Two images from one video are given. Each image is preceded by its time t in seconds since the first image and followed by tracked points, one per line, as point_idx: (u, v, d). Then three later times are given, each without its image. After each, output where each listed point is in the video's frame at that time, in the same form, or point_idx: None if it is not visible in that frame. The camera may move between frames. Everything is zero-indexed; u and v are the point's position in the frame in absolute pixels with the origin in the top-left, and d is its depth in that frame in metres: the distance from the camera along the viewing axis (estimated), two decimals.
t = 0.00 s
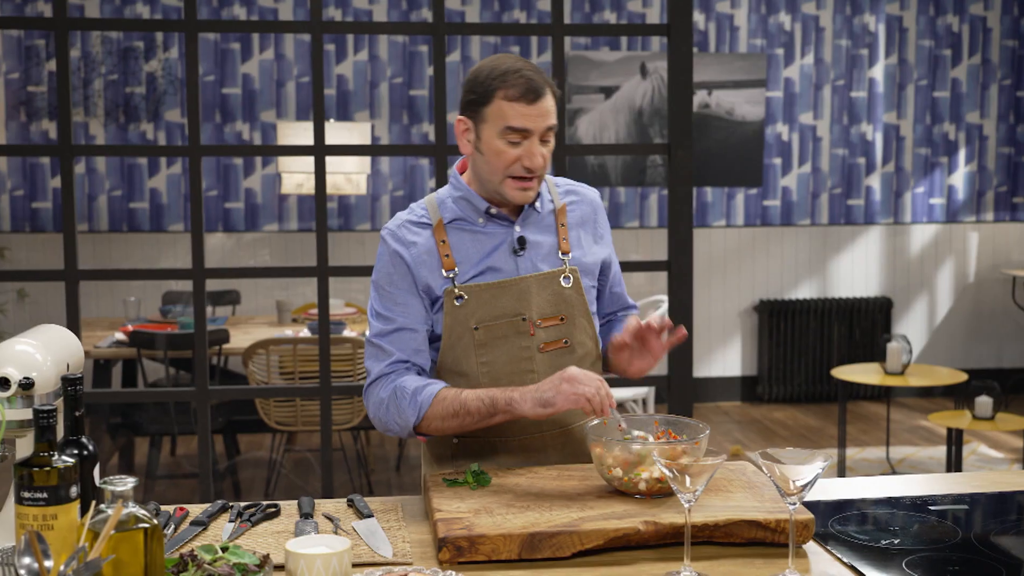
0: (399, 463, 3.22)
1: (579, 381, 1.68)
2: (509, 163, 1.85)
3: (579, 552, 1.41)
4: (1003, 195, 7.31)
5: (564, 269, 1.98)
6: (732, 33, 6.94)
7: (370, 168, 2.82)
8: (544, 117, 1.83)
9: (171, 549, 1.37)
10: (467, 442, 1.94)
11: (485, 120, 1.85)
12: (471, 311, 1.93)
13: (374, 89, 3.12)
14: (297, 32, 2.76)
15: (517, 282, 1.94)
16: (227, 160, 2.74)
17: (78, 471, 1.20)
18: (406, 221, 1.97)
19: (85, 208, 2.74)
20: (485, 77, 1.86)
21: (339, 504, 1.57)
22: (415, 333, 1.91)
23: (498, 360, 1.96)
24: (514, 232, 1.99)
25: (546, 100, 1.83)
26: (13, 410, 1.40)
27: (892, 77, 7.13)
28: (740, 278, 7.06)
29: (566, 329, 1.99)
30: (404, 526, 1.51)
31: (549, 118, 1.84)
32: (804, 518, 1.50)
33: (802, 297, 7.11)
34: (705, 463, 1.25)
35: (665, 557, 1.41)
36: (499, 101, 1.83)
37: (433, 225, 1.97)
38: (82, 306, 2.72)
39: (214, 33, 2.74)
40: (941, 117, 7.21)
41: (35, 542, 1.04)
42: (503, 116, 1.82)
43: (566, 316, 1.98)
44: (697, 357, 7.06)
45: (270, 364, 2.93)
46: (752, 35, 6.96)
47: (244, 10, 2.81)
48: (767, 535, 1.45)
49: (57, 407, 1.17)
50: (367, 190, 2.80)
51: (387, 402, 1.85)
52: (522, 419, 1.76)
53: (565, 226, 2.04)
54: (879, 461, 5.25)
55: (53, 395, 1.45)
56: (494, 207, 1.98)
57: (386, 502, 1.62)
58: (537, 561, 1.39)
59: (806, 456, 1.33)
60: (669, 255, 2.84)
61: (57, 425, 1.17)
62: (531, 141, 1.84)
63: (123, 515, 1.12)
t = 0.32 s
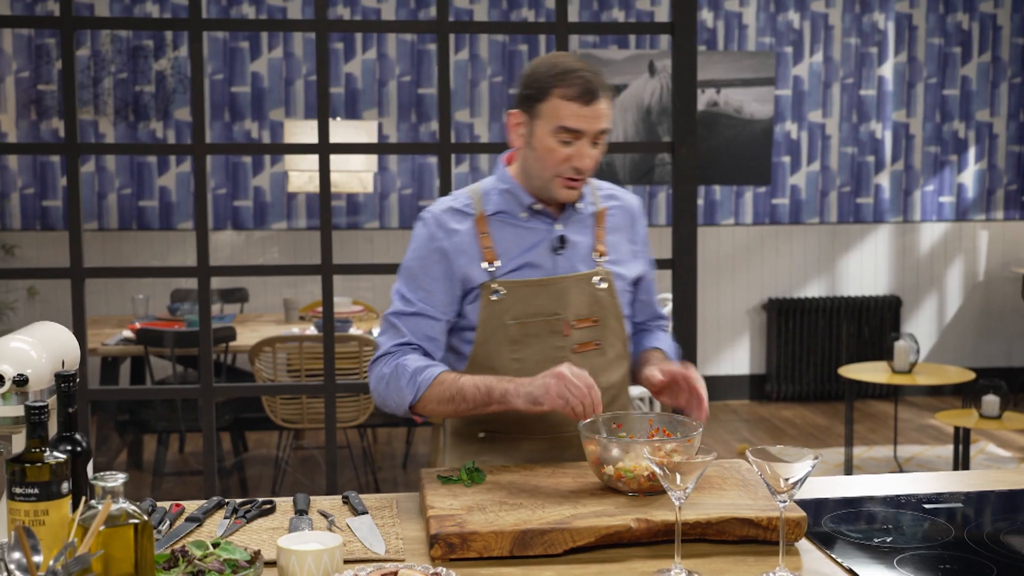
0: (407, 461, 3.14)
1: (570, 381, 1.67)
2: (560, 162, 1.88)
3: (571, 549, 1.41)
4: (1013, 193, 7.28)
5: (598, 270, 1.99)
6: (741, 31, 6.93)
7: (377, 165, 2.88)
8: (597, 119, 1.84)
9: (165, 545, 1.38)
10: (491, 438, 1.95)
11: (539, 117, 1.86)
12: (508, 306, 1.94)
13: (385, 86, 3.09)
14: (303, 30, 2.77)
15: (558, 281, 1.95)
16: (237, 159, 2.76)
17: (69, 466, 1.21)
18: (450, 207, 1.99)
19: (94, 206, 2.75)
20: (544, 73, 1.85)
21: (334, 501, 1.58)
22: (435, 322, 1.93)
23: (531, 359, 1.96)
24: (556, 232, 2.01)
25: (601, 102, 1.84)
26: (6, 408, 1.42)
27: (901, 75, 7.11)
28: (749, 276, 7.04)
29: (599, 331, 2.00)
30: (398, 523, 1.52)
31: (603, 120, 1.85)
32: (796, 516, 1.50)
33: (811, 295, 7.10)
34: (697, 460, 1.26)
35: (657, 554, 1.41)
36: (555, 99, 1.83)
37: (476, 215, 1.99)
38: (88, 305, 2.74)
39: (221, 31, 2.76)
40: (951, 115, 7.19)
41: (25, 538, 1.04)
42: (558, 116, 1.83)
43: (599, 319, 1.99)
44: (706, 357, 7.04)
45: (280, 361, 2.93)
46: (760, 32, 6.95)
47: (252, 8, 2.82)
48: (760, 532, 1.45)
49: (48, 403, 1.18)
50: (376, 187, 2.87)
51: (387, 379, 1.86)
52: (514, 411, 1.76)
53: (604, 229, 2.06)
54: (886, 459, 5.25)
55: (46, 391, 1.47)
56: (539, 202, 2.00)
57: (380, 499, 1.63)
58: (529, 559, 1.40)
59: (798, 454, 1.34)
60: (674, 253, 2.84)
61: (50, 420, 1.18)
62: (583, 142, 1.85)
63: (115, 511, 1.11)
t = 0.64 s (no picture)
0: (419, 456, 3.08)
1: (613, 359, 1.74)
2: (624, 163, 1.88)
3: (569, 545, 1.42)
4: None
5: (655, 272, 2.00)
6: (755, 27, 6.90)
7: (390, 162, 2.85)
8: (666, 125, 1.82)
9: (169, 536, 1.39)
10: (529, 423, 2.00)
11: (607, 117, 1.85)
12: (556, 296, 1.99)
13: (398, 83, 3.00)
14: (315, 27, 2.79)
15: (606, 276, 1.98)
16: (251, 156, 2.80)
17: (68, 460, 1.23)
18: (520, 190, 2.02)
19: (109, 201, 2.78)
20: (618, 74, 1.83)
21: (336, 496, 1.59)
22: (481, 290, 1.94)
23: (574, 350, 2.00)
24: (617, 228, 2.01)
25: (672, 108, 1.81)
26: (9, 402, 1.43)
27: (917, 71, 7.08)
28: (763, 271, 7.01)
29: (647, 332, 2.01)
30: (399, 518, 1.53)
31: (671, 126, 1.82)
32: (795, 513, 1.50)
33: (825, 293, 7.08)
34: (695, 457, 1.26)
35: (655, 550, 1.42)
36: (624, 102, 1.81)
37: (543, 202, 2.02)
38: (98, 300, 2.76)
39: (236, 29, 2.78)
40: (966, 111, 7.15)
41: (22, 530, 1.05)
42: (625, 120, 1.82)
43: (648, 319, 2.00)
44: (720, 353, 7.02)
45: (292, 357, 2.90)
46: (774, 29, 6.92)
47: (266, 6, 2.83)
48: (759, 529, 1.45)
49: (49, 398, 1.20)
50: (387, 182, 2.82)
51: (423, 328, 1.84)
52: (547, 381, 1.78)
53: (670, 230, 2.04)
54: (898, 456, 5.23)
55: (49, 386, 1.48)
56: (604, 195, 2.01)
57: (382, 494, 1.64)
58: (527, 554, 1.41)
59: (796, 450, 1.34)
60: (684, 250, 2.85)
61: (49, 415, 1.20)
62: (647, 147, 1.84)
63: (112, 505, 1.12)
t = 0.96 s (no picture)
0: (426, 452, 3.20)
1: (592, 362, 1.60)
2: (657, 155, 1.87)
3: (564, 541, 1.42)
4: None
5: (693, 274, 1.92)
6: (765, 24, 6.87)
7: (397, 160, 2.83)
8: (701, 117, 1.80)
9: (165, 531, 1.41)
10: (551, 412, 1.98)
11: (644, 109, 1.85)
12: (590, 288, 1.96)
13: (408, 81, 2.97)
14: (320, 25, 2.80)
15: (640, 273, 1.92)
16: (261, 154, 2.81)
17: (63, 456, 1.24)
18: (569, 178, 2.05)
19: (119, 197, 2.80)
20: (657, 67, 1.83)
21: (334, 492, 1.60)
22: (513, 272, 1.98)
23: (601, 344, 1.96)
24: (659, 226, 2.01)
25: (708, 100, 1.79)
26: (5, 398, 1.45)
27: (927, 68, 7.05)
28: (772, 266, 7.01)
29: (677, 334, 1.94)
30: (396, 515, 1.53)
31: (707, 119, 1.81)
32: (789, 510, 1.50)
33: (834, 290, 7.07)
34: (688, 453, 1.27)
35: (649, 547, 1.42)
36: (658, 93, 1.81)
37: (591, 193, 2.04)
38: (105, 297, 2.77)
39: (246, 27, 2.79)
40: (977, 109, 7.12)
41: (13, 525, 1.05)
42: (658, 109, 1.82)
43: (679, 321, 1.93)
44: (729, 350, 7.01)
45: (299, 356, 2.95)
46: (784, 26, 6.90)
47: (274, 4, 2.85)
48: (754, 526, 1.46)
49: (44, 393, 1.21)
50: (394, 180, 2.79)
51: (445, 301, 1.87)
52: (536, 375, 1.70)
53: (713, 234, 2.01)
54: (907, 455, 5.22)
55: (46, 382, 1.49)
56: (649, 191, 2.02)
57: (380, 490, 1.65)
58: (522, 551, 1.41)
59: (791, 448, 1.35)
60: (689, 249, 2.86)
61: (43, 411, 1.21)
62: (680, 138, 1.82)
63: (104, 500, 1.13)
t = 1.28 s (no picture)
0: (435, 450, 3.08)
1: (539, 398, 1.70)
2: (656, 127, 1.90)
3: (556, 538, 1.43)
4: None
5: (699, 274, 1.94)
6: (775, 22, 6.85)
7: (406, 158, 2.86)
8: (696, 80, 1.88)
9: (161, 526, 1.42)
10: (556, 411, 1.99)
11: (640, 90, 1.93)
12: (597, 287, 1.98)
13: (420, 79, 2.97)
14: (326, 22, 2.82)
15: (647, 273, 1.95)
16: (271, 151, 2.81)
17: (57, 450, 1.25)
18: (569, 182, 2.08)
19: (131, 195, 2.78)
20: (653, 53, 1.95)
21: (331, 488, 1.62)
22: (518, 291, 2.08)
23: (608, 343, 1.98)
24: (664, 224, 2.03)
25: (700, 65, 1.88)
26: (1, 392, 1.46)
27: (939, 66, 7.03)
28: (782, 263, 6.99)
29: (684, 334, 1.96)
30: (392, 510, 1.54)
31: (701, 83, 1.88)
32: (782, 507, 1.50)
33: (845, 289, 7.04)
34: (679, 450, 1.27)
35: (642, 544, 1.43)
36: (651, 69, 1.91)
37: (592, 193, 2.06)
38: (113, 294, 2.80)
39: (257, 24, 2.80)
40: (989, 106, 7.09)
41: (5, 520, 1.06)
42: (654, 79, 1.90)
43: (686, 321, 1.95)
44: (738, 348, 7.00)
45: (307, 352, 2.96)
46: (795, 24, 6.88)
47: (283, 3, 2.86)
48: (746, 523, 1.46)
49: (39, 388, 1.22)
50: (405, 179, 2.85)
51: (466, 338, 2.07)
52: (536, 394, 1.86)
53: (718, 233, 2.02)
54: (915, 453, 5.21)
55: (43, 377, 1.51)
56: (652, 190, 2.04)
57: (376, 486, 1.66)
58: (515, 547, 1.42)
59: (784, 447, 1.36)
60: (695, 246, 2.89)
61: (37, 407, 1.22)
62: (678, 103, 1.87)
63: (96, 495, 1.14)
